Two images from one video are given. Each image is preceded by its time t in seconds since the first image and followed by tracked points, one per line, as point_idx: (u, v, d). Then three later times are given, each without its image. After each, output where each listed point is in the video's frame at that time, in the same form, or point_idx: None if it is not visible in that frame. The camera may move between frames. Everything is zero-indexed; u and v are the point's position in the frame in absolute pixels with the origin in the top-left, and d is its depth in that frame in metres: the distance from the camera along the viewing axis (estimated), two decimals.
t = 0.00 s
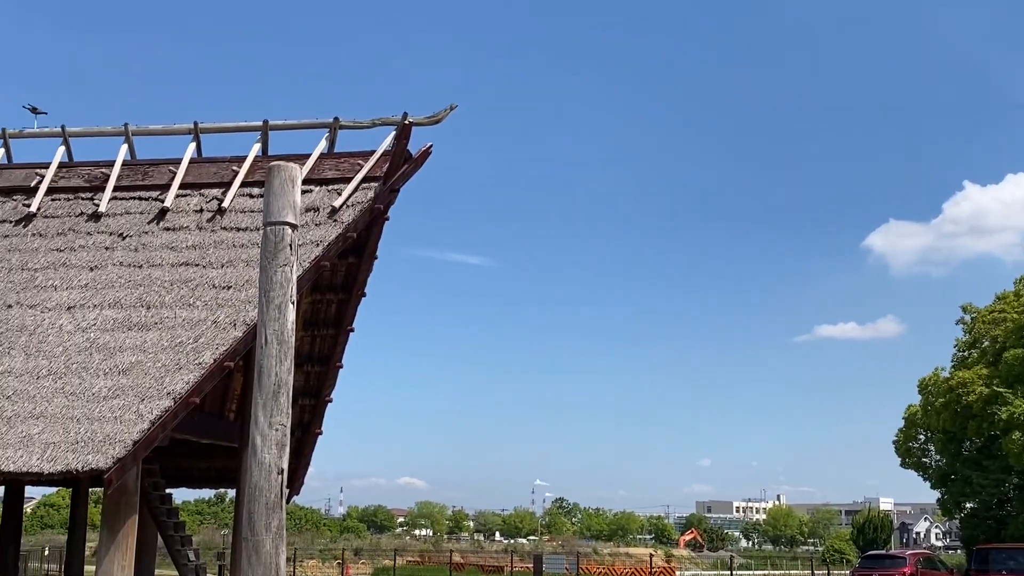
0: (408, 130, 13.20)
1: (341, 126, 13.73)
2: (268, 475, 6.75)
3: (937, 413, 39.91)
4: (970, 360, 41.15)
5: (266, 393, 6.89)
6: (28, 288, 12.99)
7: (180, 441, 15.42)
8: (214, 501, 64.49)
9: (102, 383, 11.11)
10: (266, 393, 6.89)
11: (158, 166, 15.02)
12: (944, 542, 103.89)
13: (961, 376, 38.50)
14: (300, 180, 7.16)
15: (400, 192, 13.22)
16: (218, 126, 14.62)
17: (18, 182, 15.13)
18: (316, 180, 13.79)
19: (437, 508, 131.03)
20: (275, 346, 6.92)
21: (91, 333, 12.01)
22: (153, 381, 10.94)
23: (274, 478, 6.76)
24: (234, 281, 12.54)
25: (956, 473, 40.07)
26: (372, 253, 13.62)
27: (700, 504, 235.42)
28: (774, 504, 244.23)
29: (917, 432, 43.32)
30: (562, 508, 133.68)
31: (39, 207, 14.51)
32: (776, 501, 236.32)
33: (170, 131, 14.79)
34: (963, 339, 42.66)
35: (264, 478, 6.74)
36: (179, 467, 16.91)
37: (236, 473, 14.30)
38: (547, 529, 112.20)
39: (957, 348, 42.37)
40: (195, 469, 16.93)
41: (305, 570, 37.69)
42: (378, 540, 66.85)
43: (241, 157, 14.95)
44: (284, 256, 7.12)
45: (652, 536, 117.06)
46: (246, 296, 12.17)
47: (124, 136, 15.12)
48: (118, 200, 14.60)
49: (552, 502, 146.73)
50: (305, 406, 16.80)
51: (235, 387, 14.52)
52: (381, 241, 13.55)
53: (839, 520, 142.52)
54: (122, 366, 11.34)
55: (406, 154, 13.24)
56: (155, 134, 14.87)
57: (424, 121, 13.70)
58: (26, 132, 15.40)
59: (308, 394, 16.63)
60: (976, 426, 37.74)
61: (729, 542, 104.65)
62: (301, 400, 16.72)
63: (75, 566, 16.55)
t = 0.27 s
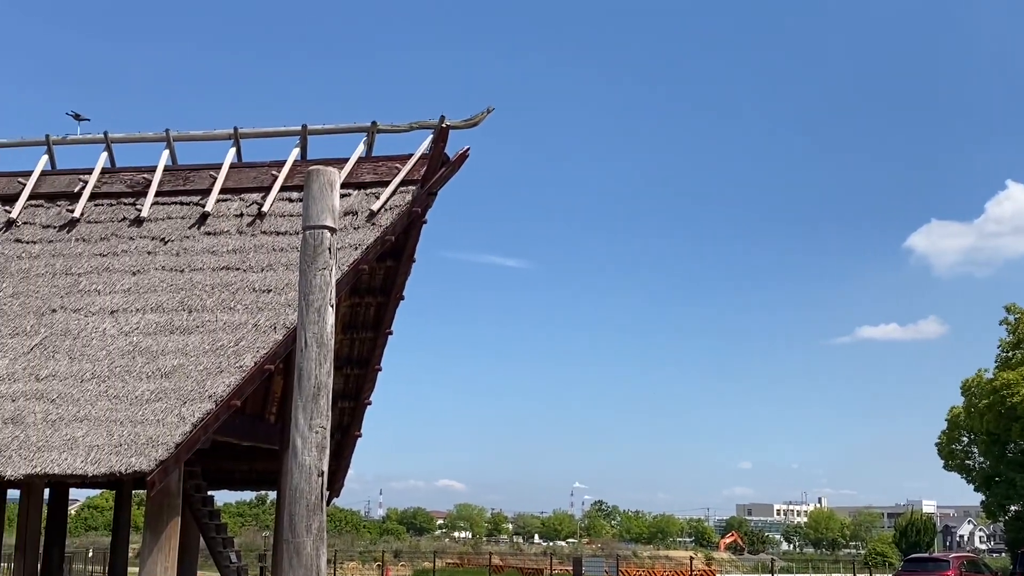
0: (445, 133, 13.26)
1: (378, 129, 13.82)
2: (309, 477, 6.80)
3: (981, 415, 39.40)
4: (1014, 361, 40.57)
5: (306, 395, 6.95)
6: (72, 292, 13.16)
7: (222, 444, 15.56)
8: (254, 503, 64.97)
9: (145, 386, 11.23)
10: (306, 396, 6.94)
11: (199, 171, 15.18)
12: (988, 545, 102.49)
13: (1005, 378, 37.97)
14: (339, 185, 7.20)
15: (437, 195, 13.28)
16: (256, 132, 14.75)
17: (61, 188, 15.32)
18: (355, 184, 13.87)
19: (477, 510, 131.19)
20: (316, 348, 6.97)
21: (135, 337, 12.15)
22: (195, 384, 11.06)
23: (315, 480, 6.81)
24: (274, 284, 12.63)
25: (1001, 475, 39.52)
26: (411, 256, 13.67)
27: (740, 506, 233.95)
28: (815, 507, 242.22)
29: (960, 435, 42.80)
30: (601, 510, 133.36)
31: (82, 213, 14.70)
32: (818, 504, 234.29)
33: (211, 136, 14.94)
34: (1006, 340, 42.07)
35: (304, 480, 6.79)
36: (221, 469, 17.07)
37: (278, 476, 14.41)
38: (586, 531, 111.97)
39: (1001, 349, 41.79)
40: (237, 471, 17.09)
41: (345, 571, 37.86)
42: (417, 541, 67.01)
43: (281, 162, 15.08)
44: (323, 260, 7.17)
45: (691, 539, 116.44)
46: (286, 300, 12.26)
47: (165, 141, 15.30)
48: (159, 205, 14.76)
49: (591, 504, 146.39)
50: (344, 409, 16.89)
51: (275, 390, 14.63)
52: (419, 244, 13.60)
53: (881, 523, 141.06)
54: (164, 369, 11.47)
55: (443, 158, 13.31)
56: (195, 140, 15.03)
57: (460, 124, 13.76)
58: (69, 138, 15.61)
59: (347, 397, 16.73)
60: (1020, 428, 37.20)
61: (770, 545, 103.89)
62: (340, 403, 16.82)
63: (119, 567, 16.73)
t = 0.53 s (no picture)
0: (480, 134, 13.29)
1: (414, 131, 13.87)
2: (347, 477, 6.83)
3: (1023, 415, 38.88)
4: None
5: (344, 396, 6.98)
6: (113, 294, 13.31)
7: (261, 445, 15.68)
8: (293, 503, 65.36)
9: (184, 387, 11.34)
10: (344, 396, 6.97)
11: (237, 174, 15.31)
12: None
13: None
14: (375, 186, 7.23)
15: (473, 196, 13.31)
16: (293, 134, 14.85)
17: (102, 191, 15.50)
18: (391, 185, 13.93)
19: (514, 511, 131.26)
20: (353, 349, 7.00)
21: (174, 338, 12.27)
22: (234, 385, 11.15)
23: (353, 480, 6.84)
24: (311, 286, 12.71)
25: None
26: (447, 257, 13.71)
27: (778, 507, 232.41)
28: (855, 508, 240.12)
29: (1002, 435, 42.27)
30: (638, 511, 132.97)
31: (122, 216, 14.86)
32: (858, 505, 232.17)
33: (248, 139, 15.07)
34: None
35: (343, 481, 6.82)
36: (259, 470, 17.20)
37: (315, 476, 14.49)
38: (624, 532, 111.68)
39: None
40: (276, 471, 17.21)
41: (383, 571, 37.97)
42: (454, 542, 67.12)
43: (317, 164, 15.17)
44: (360, 262, 7.20)
45: (729, 540, 115.79)
46: (323, 301, 12.33)
47: (203, 144, 15.44)
48: (198, 207, 14.89)
49: (629, 504, 145.94)
50: (381, 410, 16.97)
51: (313, 390, 14.72)
52: (455, 245, 13.64)
53: (922, 524, 139.59)
54: (204, 370, 11.57)
55: (479, 159, 13.34)
56: (233, 142, 15.15)
57: (496, 124, 13.79)
58: (109, 142, 15.79)
59: (384, 397, 16.80)
60: None
61: (809, 547, 103.08)
62: (377, 403, 16.89)
63: (160, 567, 16.90)
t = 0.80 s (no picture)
0: (513, 133, 13.31)
1: (448, 130, 13.92)
2: (382, 476, 6.87)
3: None
4: None
5: (379, 395, 7.02)
6: (150, 295, 13.45)
7: (297, 443, 15.77)
8: (329, 502, 65.71)
9: (221, 386, 11.44)
10: (379, 395, 7.01)
11: (272, 175, 15.43)
12: None
13: None
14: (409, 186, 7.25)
15: (506, 195, 13.34)
16: (328, 135, 14.94)
17: (139, 192, 15.68)
18: (425, 185, 13.97)
19: (549, 510, 131.23)
20: (387, 348, 7.03)
21: (211, 338, 12.38)
22: (270, 384, 11.24)
23: (388, 479, 6.87)
24: (346, 285, 12.79)
25: None
26: (480, 256, 13.73)
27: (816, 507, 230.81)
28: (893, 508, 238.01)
29: None
30: (674, 510, 132.53)
31: (159, 216, 15.01)
32: (896, 504, 229.94)
33: (282, 140, 15.18)
34: None
35: (378, 479, 6.86)
36: (295, 468, 17.32)
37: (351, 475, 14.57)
38: (659, 532, 111.35)
39: None
40: (311, 470, 17.33)
41: (419, 570, 38.05)
42: (490, 541, 67.19)
43: (352, 164, 15.26)
44: (394, 261, 7.24)
45: (766, 539, 115.14)
46: (358, 300, 12.40)
47: (239, 146, 15.57)
48: (234, 208, 15.02)
49: (664, 504, 145.39)
50: (416, 409, 17.03)
51: (348, 389, 14.80)
52: (488, 245, 13.66)
53: (962, 524, 138.14)
54: (240, 369, 11.67)
55: (512, 158, 13.37)
56: (269, 143, 15.27)
57: (529, 123, 13.80)
58: (146, 144, 15.95)
59: (418, 397, 16.86)
60: None
61: (846, 546, 102.34)
62: (412, 403, 16.95)
63: (198, 565, 17.06)
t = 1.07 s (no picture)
0: (545, 131, 13.27)
1: (480, 128, 13.91)
2: (416, 473, 6.87)
3: None
4: None
5: (412, 393, 7.01)
6: (185, 294, 13.53)
7: (330, 442, 15.83)
8: (362, 499, 66.00)
9: (255, 385, 11.49)
10: (412, 394, 7.01)
11: (305, 174, 15.48)
12: None
13: None
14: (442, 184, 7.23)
15: (538, 193, 13.30)
16: (361, 134, 14.97)
17: (174, 192, 15.78)
18: (457, 183, 13.97)
19: (582, 509, 131.10)
20: (420, 346, 7.02)
21: (246, 336, 12.44)
22: (303, 383, 11.28)
23: (421, 477, 6.86)
24: (379, 284, 12.81)
25: None
26: (513, 254, 13.71)
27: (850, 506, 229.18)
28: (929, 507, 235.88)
29: None
30: (707, 509, 132.02)
31: (194, 216, 15.10)
32: (932, 504, 227.76)
33: (315, 139, 15.23)
34: None
35: (412, 477, 6.86)
36: (329, 466, 17.38)
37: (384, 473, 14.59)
38: (692, 531, 110.94)
39: None
40: (345, 468, 17.38)
41: (452, 569, 38.04)
42: (524, 539, 67.14)
43: (384, 163, 15.28)
44: (427, 259, 7.22)
45: (800, 538, 114.41)
46: (391, 299, 12.42)
47: (273, 145, 15.63)
48: (268, 207, 15.08)
49: (697, 502, 144.86)
50: (448, 407, 17.04)
51: (381, 387, 14.83)
52: (520, 243, 13.64)
53: (999, 523, 136.69)
54: (274, 367, 11.71)
55: (545, 155, 13.34)
56: (302, 143, 15.32)
57: (561, 121, 13.76)
58: (181, 144, 16.06)
59: (451, 395, 16.86)
60: None
61: (881, 545, 101.52)
62: (445, 401, 16.96)
63: (233, 562, 17.16)
